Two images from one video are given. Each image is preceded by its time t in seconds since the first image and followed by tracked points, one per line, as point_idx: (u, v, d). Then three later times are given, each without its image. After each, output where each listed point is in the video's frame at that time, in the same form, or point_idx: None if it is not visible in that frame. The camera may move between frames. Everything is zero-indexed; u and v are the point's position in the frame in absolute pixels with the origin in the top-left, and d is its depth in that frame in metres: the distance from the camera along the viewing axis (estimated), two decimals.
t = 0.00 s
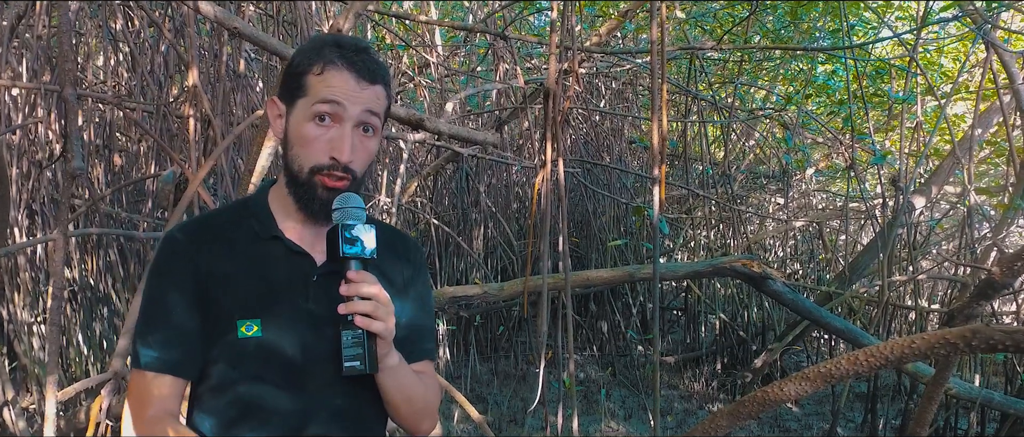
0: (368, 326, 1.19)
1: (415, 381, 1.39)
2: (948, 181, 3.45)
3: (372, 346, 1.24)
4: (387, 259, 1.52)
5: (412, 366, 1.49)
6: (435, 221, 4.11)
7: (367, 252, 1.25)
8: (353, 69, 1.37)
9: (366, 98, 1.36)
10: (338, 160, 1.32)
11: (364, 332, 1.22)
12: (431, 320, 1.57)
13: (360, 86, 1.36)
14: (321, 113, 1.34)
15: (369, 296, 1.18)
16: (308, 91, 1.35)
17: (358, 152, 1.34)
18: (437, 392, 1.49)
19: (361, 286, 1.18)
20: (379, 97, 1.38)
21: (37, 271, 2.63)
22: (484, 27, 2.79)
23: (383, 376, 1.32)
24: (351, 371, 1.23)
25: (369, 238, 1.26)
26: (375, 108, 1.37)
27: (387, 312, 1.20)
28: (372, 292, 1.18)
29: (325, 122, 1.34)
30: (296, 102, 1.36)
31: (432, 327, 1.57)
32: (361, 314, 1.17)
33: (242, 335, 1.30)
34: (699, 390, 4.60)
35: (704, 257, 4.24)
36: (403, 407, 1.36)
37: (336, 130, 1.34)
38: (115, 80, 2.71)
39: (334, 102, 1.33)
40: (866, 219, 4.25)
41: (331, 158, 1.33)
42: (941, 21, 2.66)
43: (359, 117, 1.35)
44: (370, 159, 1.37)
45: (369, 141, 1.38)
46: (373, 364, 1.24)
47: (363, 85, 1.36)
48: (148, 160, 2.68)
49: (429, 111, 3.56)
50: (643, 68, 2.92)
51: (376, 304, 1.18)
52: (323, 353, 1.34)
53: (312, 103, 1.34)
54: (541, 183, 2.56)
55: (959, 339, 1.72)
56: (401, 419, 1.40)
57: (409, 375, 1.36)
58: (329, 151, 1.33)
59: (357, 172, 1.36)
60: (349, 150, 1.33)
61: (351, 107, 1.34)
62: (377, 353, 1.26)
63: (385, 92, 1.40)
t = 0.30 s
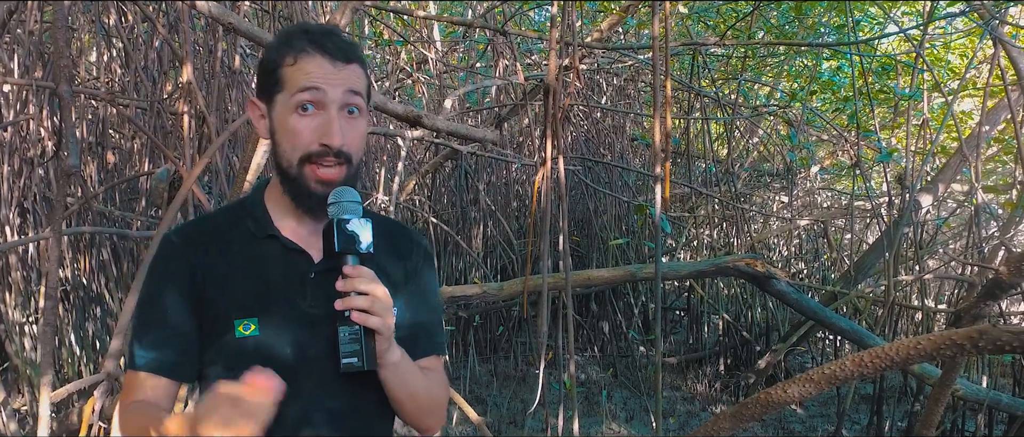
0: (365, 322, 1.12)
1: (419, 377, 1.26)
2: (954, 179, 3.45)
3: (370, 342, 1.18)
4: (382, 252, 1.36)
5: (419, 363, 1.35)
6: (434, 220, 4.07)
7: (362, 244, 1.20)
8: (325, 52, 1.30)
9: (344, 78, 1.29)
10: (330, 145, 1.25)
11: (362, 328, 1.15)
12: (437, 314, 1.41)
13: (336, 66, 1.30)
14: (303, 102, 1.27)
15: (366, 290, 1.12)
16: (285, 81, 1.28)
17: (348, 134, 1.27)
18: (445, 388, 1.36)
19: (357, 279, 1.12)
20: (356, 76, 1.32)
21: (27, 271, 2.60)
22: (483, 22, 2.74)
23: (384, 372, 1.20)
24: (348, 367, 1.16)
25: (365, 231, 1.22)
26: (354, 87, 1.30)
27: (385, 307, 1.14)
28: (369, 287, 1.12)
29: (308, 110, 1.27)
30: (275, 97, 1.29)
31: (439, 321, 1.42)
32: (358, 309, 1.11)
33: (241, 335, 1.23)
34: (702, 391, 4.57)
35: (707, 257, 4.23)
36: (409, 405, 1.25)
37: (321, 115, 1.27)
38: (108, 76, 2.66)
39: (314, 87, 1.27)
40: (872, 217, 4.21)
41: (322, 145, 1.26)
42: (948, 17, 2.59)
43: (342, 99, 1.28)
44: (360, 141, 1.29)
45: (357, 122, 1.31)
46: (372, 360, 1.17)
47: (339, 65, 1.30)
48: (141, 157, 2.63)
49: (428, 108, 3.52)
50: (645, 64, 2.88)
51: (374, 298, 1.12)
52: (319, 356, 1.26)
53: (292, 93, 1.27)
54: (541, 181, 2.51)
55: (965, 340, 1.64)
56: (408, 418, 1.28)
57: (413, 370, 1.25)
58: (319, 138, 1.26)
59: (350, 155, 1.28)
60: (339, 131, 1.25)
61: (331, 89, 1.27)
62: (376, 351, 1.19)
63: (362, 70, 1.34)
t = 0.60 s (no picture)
0: (359, 311, 1.09)
1: (427, 367, 1.23)
2: (957, 179, 3.44)
3: (366, 332, 1.15)
4: (380, 247, 1.33)
5: (428, 357, 1.30)
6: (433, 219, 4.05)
7: (353, 231, 1.17)
8: (308, 42, 1.30)
9: (330, 66, 1.29)
10: (320, 133, 1.23)
11: (357, 318, 1.13)
12: (447, 305, 1.36)
13: (321, 54, 1.30)
14: (291, 93, 1.26)
15: (360, 279, 1.10)
16: (273, 76, 1.28)
17: (338, 121, 1.25)
18: (459, 380, 1.31)
19: (349, 268, 1.10)
20: (342, 63, 1.31)
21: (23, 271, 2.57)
22: (483, 20, 2.71)
23: (389, 363, 1.16)
24: (345, 358, 1.15)
25: (355, 218, 1.18)
26: (340, 73, 1.30)
27: (380, 296, 1.11)
28: (363, 276, 1.10)
29: (296, 101, 1.26)
30: (264, 92, 1.28)
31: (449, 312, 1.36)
32: (352, 298, 1.09)
33: (242, 337, 1.21)
34: (703, 391, 4.56)
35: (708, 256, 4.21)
36: (419, 396, 1.21)
37: (309, 104, 1.25)
38: (105, 75, 2.64)
39: (300, 77, 1.26)
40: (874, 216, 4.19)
41: (312, 133, 1.24)
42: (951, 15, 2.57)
43: (329, 87, 1.27)
44: (351, 128, 1.28)
45: (347, 110, 1.29)
46: (369, 350, 1.14)
47: (323, 54, 1.30)
48: (138, 156, 2.61)
49: (427, 107, 3.51)
50: (646, 62, 2.85)
51: (368, 287, 1.10)
52: (317, 356, 1.23)
53: (279, 87, 1.27)
54: (541, 180, 2.49)
55: (969, 340, 1.62)
56: (419, 410, 1.24)
57: (418, 361, 1.21)
58: (309, 128, 1.24)
59: (342, 143, 1.25)
60: (328, 118, 1.24)
61: (317, 78, 1.26)
62: (375, 341, 1.15)
63: (348, 58, 1.33)
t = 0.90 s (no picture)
0: (354, 316, 1.08)
1: (430, 371, 1.22)
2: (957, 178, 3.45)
3: (362, 338, 1.13)
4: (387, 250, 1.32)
5: (438, 361, 1.31)
6: (433, 219, 4.06)
7: (352, 237, 1.17)
8: (309, 47, 1.30)
9: (331, 70, 1.28)
10: (320, 137, 1.22)
11: (353, 322, 1.12)
12: (457, 310, 1.34)
13: (321, 59, 1.29)
14: (292, 98, 1.25)
15: (357, 284, 1.09)
16: (275, 81, 1.29)
17: (339, 125, 1.24)
18: (468, 384, 1.30)
19: (347, 273, 1.09)
20: (343, 68, 1.30)
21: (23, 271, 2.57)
22: (483, 19, 2.70)
23: (392, 367, 1.15)
24: (341, 363, 1.12)
25: (353, 223, 1.17)
26: (342, 78, 1.29)
27: (376, 300, 1.09)
28: (360, 280, 1.09)
29: (298, 106, 1.25)
30: (268, 98, 1.29)
31: (459, 315, 1.35)
32: (347, 303, 1.07)
33: (248, 338, 1.21)
34: (703, 391, 4.55)
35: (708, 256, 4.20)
36: (423, 400, 1.20)
37: (310, 109, 1.25)
38: (104, 75, 2.63)
39: (301, 82, 1.26)
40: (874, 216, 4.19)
41: (313, 138, 1.23)
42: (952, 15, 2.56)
43: (330, 91, 1.27)
44: (352, 132, 1.26)
45: (349, 114, 1.28)
46: (364, 354, 1.12)
47: (324, 58, 1.29)
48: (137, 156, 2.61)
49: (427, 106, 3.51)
50: (646, 62, 2.84)
51: (364, 291, 1.09)
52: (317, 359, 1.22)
53: (281, 93, 1.27)
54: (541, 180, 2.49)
55: (968, 341, 1.61)
56: (425, 413, 1.23)
57: (421, 364, 1.20)
58: (310, 132, 1.23)
59: (344, 148, 1.24)
60: (329, 123, 1.23)
61: (317, 83, 1.26)
62: (374, 346, 1.13)
63: (350, 62, 1.33)
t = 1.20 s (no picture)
0: (355, 318, 1.08)
1: (430, 377, 1.21)
2: (957, 178, 3.46)
3: (363, 339, 1.13)
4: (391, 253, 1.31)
5: (438, 367, 1.30)
6: (433, 219, 4.06)
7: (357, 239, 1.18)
8: (322, 52, 1.30)
9: (342, 76, 1.28)
10: (326, 142, 1.22)
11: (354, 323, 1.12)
12: (460, 317, 1.34)
13: (333, 64, 1.29)
14: (302, 102, 1.26)
15: (360, 286, 1.09)
16: (287, 85, 1.29)
17: (346, 130, 1.24)
18: (469, 393, 1.29)
19: (350, 274, 1.09)
20: (355, 74, 1.30)
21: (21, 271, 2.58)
22: (483, 19, 2.70)
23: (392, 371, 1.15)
24: (339, 363, 1.13)
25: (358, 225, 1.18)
26: (352, 84, 1.28)
27: (378, 303, 1.10)
28: (362, 283, 1.10)
29: (307, 109, 1.25)
30: (280, 101, 1.29)
31: (462, 320, 1.35)
32: (349, 306, 1.08)
33: (253, 336, 1.21)
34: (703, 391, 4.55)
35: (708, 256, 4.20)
36: (422, 406, 1.19)
37: (318, 113, 1.25)
38: (105, 74, 2.63)
39: (310, 86, 1.26)
40: (873, 216, 4.20)
41: (319, 142, 1.23)
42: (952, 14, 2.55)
43: (340, 96, 1.26)
44: (360, 137, 1.26)
45: (358, 120, 1.28)
46: (363, 356, 1.13)
47: (336, 64, 1.29)
48: (137, 156, 2.61)
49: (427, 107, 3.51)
50: (645, 62, 2.83)
51: (366, 294, 1.09)
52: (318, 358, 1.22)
53: (292, 96, 1.27)
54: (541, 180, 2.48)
55: (969, 340, 1.61)
56: (423, 419, 1.22)
57: (421, 369, 1.19)
58: (316, 136, 1.23)
59: (350, 153, 1.24)
60: (336, 128, 1.23)
61: (327, 87, 1.26)
62: (375, 349, 1.13)
63: (362, 68, 1.32)
